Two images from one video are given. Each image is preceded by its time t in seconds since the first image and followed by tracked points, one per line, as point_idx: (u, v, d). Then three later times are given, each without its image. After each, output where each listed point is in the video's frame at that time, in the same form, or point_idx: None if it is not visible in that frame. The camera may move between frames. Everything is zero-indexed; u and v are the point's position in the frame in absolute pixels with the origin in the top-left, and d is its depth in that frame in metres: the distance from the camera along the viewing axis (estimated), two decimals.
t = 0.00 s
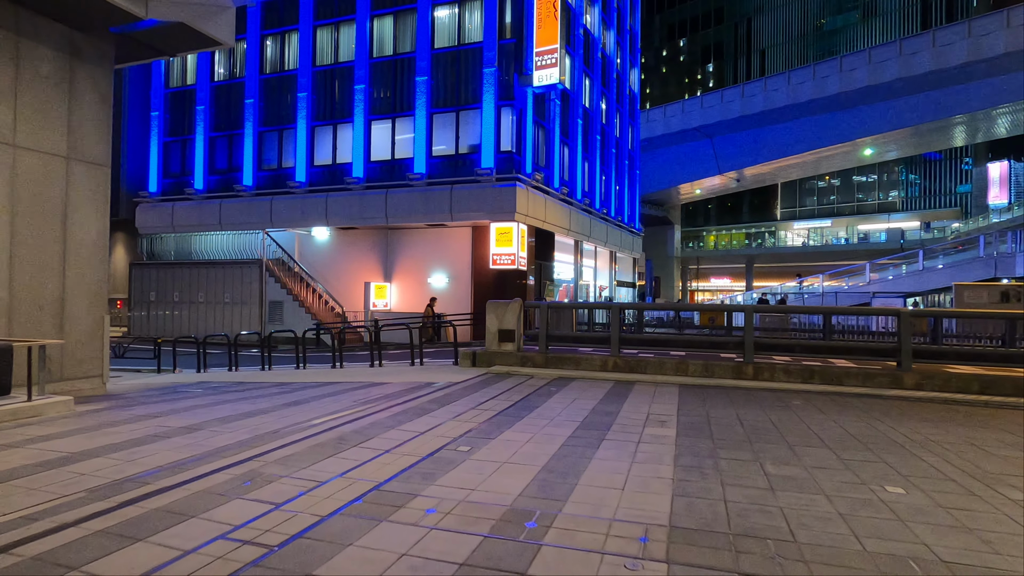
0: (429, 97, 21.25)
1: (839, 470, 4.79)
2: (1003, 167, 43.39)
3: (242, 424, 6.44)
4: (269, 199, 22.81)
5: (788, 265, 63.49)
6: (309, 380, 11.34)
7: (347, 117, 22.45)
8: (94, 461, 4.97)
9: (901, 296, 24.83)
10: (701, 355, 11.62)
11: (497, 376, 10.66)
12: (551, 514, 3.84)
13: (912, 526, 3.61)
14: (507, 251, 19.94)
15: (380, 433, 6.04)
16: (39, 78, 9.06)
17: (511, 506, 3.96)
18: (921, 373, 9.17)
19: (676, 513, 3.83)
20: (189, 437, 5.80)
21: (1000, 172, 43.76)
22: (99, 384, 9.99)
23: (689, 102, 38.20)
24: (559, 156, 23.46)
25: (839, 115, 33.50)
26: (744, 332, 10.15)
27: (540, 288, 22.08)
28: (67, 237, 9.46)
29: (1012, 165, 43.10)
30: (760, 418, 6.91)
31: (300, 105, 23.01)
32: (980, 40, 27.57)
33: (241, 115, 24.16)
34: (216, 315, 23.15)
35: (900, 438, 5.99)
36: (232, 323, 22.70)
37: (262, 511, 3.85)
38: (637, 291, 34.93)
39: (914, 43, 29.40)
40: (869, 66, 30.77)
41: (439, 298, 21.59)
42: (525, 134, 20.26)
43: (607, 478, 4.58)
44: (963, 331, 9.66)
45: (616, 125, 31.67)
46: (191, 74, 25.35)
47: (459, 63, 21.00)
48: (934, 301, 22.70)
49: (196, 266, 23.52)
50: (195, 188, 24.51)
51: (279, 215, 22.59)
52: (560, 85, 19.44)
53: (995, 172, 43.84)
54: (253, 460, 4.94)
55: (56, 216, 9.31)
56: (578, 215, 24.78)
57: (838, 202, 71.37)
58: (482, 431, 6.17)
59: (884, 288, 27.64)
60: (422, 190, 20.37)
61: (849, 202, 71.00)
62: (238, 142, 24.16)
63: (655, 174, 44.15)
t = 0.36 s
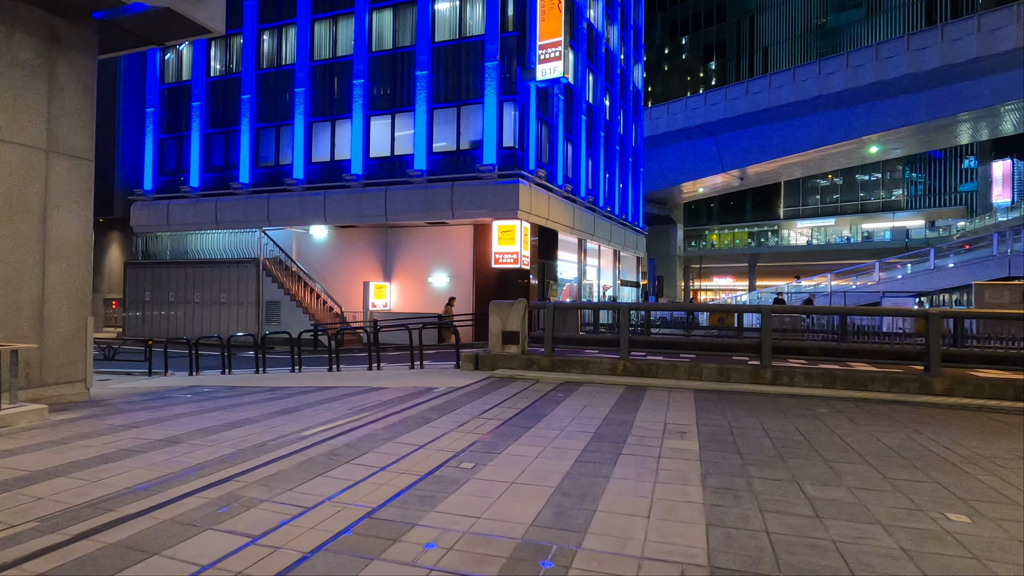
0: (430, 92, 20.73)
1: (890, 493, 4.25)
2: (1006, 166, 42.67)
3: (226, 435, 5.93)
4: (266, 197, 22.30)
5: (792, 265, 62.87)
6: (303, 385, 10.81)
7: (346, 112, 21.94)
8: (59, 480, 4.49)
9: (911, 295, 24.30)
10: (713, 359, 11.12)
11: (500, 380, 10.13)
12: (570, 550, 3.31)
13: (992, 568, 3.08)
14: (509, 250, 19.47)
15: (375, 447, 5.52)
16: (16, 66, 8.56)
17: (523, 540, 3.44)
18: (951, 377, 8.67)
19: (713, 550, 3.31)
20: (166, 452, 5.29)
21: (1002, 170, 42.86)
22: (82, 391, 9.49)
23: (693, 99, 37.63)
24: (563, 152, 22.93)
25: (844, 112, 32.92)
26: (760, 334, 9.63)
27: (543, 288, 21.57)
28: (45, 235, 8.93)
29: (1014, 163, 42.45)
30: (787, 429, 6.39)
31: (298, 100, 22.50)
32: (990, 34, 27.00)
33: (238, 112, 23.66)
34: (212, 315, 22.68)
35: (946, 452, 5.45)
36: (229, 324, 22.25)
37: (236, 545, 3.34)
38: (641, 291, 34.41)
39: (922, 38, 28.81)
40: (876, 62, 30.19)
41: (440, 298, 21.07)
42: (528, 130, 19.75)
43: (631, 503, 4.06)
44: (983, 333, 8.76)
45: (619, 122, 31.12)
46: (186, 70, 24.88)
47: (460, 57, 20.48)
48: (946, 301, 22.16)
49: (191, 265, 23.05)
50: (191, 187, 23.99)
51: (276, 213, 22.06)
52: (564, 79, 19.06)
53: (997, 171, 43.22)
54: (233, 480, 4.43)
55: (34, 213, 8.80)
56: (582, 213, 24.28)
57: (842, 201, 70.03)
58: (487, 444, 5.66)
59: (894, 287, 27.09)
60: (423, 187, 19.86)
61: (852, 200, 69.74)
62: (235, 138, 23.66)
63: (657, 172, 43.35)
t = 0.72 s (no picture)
0: (431, 86, 20.20)
1: (957, 523, 3.66)
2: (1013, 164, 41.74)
3: (203, 447, 5.39)
4: (264, 194, 21.81)
5: (798, 265, 62.14)
6: (296, 388, 10.27)
7: (346, 108, 21.42)
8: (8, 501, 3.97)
9: (925, 295, 23.65)
10: (730, 361, 10.52)
11: (504, 384, 9.58)
12: None
13: None
14: (513, 248, 18.81)
15: (366, 461, 4.97)
16: None
17: None
18: (988, 382, 8.08)
19: None
20: (135, 467, 4.77)
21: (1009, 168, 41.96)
22: (63, 395, 8.99)
23: (698, 97, 36.98)
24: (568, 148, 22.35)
25: (853, 108, 32.25)
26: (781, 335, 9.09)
27: (548, 287, 21.03)
28: (22, 231, 8.42)
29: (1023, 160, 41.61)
30: (820, 440, 5.82)
31: (296, 96, 22.00)
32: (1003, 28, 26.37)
33: (236, 108, 23.18)
34: (209, 315, 22.24)
35: (1004, 467, 4.88)
36: (226, 324, 21.82)
37: None
38: (647, 290, 33.83)
39: (933, 33, 28.14)
40: (886, 57, 29.53)
41: (442, 297, 20.55)
42: (532, 125, 19.20)
43: (658, 531, 3.50)
44: (1012, 334, 8.24)
45: (625, 118, 30.52)
46: (184, 66, 24.44)
47: (463, 50, 19.94)
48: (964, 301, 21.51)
49: (189, 264, 22.59)
50: (189, 184, 23.54)
51: (274, 211, 21.57)
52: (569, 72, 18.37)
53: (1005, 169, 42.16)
54: (200, 504, 3.89)
55: (11, 207, 8.29)
56: (587, 210, 23.71)
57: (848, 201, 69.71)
58: (491, 457, 5.11)
59: (907, 286, 26.44)
60: (424, 184, 19.34)
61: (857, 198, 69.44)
62: (233, 135, 23.19)
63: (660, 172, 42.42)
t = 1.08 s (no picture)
0: (433, 80, 19.67)
1: None
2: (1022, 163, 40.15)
3: (181, 462, 4.90)
4: (263, 192, 21.34)
5: (805, 264, 61.33)
6: (290, 392, 9.77)
7: (346, 103, 20.93)
8: None
9: (941, 295, 23.02)
10: (748, 365, 9.97)
11: (510, 388, 9.05)
12: None
13: None
14: (517, 247, 18.33)
15: (358, 481, 4.43)
16: None
17: None
18: None
19: None
20: (100, 487, 4.26)
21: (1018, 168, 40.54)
22: (44, 401, 8.52)
23: (705, 93, 36.38)
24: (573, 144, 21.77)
25: (863, 105, 31.54)
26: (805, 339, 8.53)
27: (553, 287, 20.52)
28: None
29: None
30: (859, 454, 5.27)
31: (296, 91, 21.52)
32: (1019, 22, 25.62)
33: (234, 103, 22.72)
34: (208, 316, 21.85)
35: None
36: (225, 325, 21.44)
37: None
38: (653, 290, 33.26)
39: (947, 27, 27.43)
40: (897, 52, 28.84)
41: (444, 297, 20.04)
42: (537, 120, 18.66)
43: (696, 573, 2.96)
44: None
45: (632, 115, 29.90)
46: (183, 61, 23.99)
47: (466, 42, 19.40)
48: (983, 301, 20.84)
49: (187, 263, 22.19)
50: (187, 181, 23.07)
51: (273, 209, 21.09)
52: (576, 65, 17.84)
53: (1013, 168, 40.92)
54: (163, 535, 3.39)
55: None
56: (593, 208, 23.13)
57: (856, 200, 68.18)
58: (497, 476, 4.58)
59: (921, 286, 25.89)
60: (426, 180, 18.83)
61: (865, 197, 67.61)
62: (231, 131, 22.72)
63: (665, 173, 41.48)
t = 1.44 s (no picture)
0: (434, 74, 19.15)
1: None
2: None
3: (148, 484, 4.38)
4: (259, 189, 20.83)
5: (809, 264, 60.70)
6: (282, 398, 9.28)
7: (345, 98, 20.43)
8: None
9: (953, 295, 22.45)
10: (765, 370, 9.44)
11: (514, 395, 8.51)
12: None
13: None
14: (521, 245, 17.76)
15: (343, 508, 3.92)
16: None
17: None
18: None
19: None
20: (53, 515, 3.77)
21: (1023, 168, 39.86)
22: (19, 409, 7.92)
23: (709, 91, 35.82)
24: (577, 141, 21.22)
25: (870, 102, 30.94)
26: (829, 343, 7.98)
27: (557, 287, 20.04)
28: None
29: None
30: (905, 475, 4.71)
31: (293, 86, 21.01)
32: None
33: (230, 99, 22.23)
34: (203, 317, 21.38)
35: None
36: (221, 326, 20.98)
37: None
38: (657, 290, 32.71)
39: (956, 22, 26.84)
40: (905, 48, 28.25)
41: (445, 298, 19.52)
42: (540, 115, 18.15)
43: None
44: None
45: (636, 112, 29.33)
46: (178, 57, 23.53)
47: (467, 36, 18.88)
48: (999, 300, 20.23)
49: (183, 263, 21.71)
50: (182, 179, 22.55)
51: (270, 207, 20.57)
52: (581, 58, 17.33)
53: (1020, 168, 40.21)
54: None
55: None
56: (598, 206, 22.61)
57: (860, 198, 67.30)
58: (502, 502, 4.05)
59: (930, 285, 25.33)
60: (426, 177, 18.31)
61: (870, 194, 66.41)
62: (228, 128, 22.24)
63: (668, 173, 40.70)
